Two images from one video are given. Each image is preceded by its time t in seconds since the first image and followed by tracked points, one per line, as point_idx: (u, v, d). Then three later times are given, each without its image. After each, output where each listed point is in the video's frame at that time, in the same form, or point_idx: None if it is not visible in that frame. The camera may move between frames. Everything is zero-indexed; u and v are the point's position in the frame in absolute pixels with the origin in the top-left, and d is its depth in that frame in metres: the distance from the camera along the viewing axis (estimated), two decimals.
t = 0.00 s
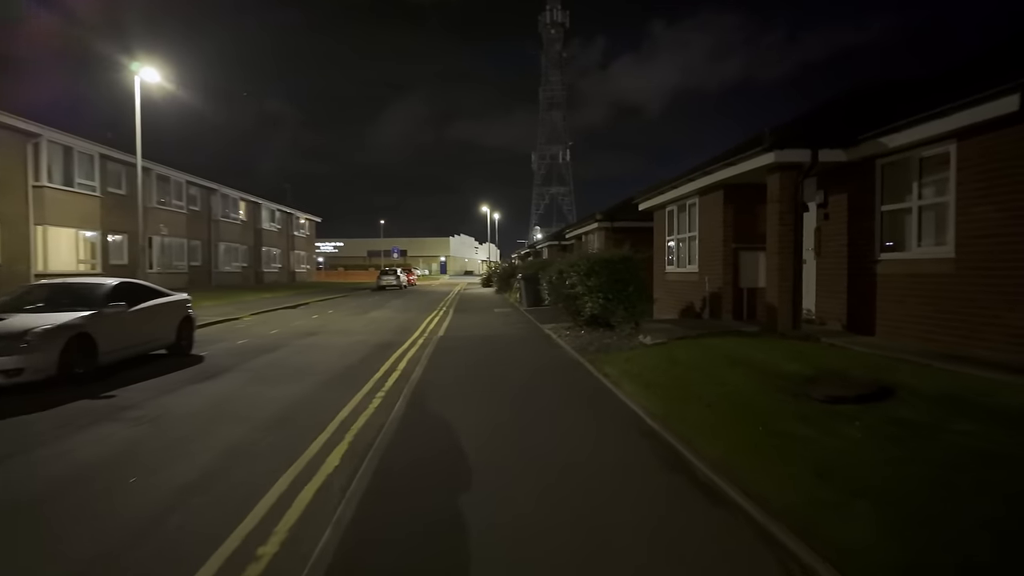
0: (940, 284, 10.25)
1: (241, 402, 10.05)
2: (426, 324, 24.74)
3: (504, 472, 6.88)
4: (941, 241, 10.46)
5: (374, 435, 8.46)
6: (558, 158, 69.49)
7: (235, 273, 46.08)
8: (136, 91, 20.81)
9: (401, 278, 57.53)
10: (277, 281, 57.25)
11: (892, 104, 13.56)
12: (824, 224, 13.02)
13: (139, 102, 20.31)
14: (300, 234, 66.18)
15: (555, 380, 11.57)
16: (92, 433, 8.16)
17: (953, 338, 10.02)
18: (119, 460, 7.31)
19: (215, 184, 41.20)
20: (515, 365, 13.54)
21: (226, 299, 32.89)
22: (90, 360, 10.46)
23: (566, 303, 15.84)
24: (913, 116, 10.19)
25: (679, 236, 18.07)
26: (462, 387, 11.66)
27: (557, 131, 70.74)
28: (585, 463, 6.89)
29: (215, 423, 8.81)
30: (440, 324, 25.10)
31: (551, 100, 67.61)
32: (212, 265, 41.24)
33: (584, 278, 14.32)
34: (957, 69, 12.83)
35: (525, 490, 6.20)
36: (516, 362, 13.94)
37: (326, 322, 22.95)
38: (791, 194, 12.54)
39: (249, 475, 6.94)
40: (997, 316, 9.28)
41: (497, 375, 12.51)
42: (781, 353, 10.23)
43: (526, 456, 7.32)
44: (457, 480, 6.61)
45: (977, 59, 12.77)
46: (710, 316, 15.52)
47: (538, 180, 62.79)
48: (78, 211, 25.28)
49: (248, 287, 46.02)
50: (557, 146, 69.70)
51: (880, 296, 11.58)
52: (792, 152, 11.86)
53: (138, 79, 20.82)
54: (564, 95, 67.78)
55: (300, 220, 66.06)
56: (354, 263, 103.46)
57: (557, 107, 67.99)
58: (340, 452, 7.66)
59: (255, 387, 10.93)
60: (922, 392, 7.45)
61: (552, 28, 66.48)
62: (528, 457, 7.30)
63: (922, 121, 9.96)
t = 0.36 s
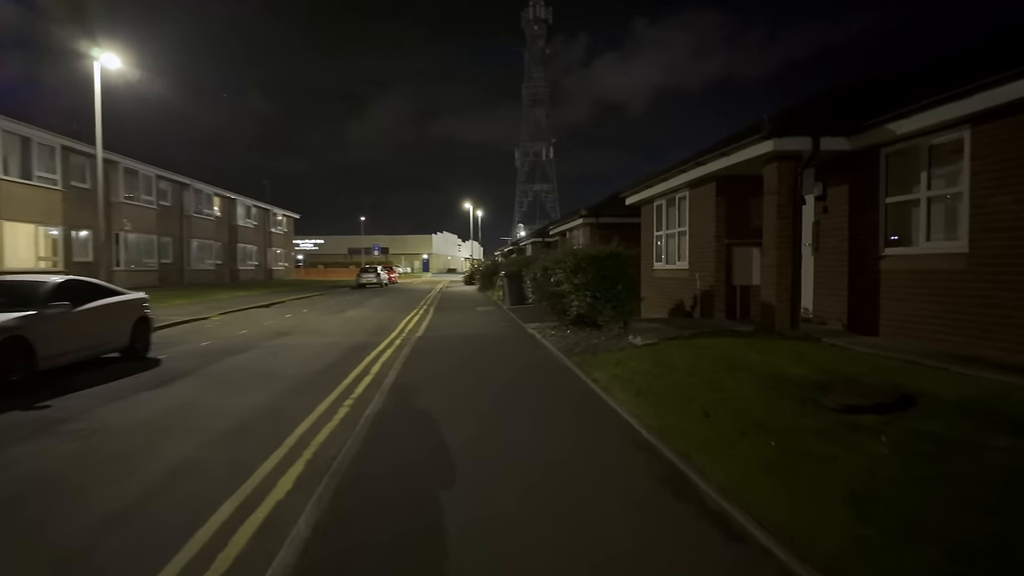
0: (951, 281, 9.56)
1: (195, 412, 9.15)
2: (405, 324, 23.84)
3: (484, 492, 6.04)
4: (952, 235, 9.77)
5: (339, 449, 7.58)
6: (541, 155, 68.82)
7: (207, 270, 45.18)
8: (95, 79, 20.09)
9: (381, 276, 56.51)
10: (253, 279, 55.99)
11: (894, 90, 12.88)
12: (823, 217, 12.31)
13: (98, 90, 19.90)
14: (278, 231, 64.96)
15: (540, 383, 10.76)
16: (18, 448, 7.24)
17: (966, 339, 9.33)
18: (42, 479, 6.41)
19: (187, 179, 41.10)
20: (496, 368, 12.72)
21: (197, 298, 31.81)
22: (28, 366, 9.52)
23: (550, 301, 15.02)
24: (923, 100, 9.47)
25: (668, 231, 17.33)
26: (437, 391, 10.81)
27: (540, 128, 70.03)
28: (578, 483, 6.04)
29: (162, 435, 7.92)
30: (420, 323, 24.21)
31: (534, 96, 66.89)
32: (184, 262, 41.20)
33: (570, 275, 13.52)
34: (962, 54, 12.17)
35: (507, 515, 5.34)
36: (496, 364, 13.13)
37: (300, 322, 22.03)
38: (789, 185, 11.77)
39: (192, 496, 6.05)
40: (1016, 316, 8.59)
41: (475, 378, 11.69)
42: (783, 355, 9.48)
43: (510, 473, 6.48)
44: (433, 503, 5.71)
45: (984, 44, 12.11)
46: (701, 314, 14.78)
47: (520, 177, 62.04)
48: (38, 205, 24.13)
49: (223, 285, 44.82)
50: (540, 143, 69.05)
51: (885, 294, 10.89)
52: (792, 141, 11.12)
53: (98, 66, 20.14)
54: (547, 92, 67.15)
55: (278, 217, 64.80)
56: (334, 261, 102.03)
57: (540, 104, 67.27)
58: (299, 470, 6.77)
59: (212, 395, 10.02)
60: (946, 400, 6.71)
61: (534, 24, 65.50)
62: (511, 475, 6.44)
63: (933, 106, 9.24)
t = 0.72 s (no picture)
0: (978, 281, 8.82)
1: (148, 432, 8.34)
2: (389, 323, 22.96)
3: (465, 535, 5.19)
4: (978, 232, 9.03)
5: (305, 476, 6.70)
6: (529, 150, 68.03)
7: (184, 268, 44.22)
8: (58, 65, 19.20)
9: (367, 272, 55.54)
10: (235, 276, 54.85)
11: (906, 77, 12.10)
12: (833, 212, 11.54)
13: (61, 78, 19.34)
14: (261, 227, 63.87)
15: (531, 392, 9.93)
16: None
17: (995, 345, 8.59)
18: None
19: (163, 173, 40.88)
20: (484, 373, 11.89)
21: (174, 297, 30.92)
22: None
23: (542, 300, 14.18)
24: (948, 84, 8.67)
25: (665, 226, 16.52)
26: (421, 400, 9.98)
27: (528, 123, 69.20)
28: (575, 522, 5.25)
29: (100, 469, 7.06)
30: (405, 322, 23.33)
31: (522, 91, 66.07)
32: (162, 260, 41.42)
33: (562, 274, 12.70)
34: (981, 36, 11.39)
35: (490, 564, 4.57)
36: (484, 369, 12.29)
37: (278, 322, 21.21)
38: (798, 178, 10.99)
39: (115, 552, 5.25)
40: None
41: (461, 386, 10.87)
42: (797, 362, 8.69)
43: (495, 506, 5.70)
44: (403, 549, 4.93)
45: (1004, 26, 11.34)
46: (701, 315, 14.01)
47: (508, 173, 61.23)
48: (3, 200, 23.18)
49: (203, 282, 43.75)
50: (528, 139, 68.25)
51: (901, 295, 10.14)
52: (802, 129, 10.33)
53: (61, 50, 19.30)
54: (535, 87, 66.37)
55: (261, 212, 63.68)
56: (320, 257, 100.81)
57: (528, 99, 66.49)
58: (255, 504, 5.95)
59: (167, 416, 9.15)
60: (995, 418, 5.92)
61: (522, 18, 64.45)
62: (498, 508, 5.66)
63: (960, 92, 8.45)
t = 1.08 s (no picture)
0: None
1: (110, 454, 7.52)
2: (382, 324, 22.14)
3: None
4: None
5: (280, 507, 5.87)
6: (526, 147, 67.16)
7: (174, 266, 44.36)
8: (35, 52, 18.30)
9: (361, 270, 54.71)
10: (226, 274, 53.97)
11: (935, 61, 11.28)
12: (858, 208, 10.73)
13: (37, 68, 18.69)
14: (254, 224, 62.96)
15: (533, 404, 9.11)
16: None
17: None
18: None
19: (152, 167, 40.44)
20: (482, 381, 11.08)
21: (161, 296, 30.14)
22: None
23: (543, 302, 13.35)
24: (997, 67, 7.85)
25: (673, 223, 15.69)
26: (413, 413, 9.17)
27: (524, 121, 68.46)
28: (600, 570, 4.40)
29: (52, 495, 6.25)
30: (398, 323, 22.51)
31: (518, 88, 65.37)
32: (151, 257, 40.77)
33: (564, 274, 11.83)
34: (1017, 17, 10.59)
35: None
36: (481, 376, 11.47)
37: (267, 324, 20.43)
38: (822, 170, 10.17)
39: None
40: None
41: (457, 396, 10.06)
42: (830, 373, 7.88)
43: (492, 563, 4.67)
44: None
45: None
46: (712, 317, 13.19)
47: (505, 171, 60.48)
48: None
49: (192, 281, 42.90)
50: (524, 136, 67.36)
51: (937, 299, 9.33)
52: (829, 118, 9.50)
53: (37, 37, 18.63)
54: (531, 83, 65.48)
55: (253, 209, 62.79)
56: (314, 255, 99.82)
57: (524, 96, 65.88)
58: (219, 541, 5.18)
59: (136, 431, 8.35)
60: None
61: (518, 15, 63.62)
62: (500, 551, 4.88)
63: (1012, 74, 7.63)
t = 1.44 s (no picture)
0: None
1: (52, 472, 6.65)
2: (370, 324, 21.27)
3: None
4: None
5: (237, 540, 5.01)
6: (519, 145, 66.42)
7: (160, 265, 43.63)
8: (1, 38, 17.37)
9: (352, 268, 53.76)
10: (213, 273, 52.93)
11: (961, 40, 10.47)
12: (880, 198, 9.92)
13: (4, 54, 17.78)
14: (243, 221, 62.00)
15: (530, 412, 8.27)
16: None
17: None
18: None
19: (134, 163, 39.53)
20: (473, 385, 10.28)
21: (143, 295, 29.34)
22: None
23: (540, 300, 12.51)
24: None
25: (675, 217, 14.87)
26: (397, 424, 8.35)
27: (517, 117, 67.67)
28: None
29: None
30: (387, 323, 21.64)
31: (510, 86, 64.59)
32: (134, 255, 40.09)
33: (563, 270, 10.96)
34: None
35: None
36: (472, 381, 10.63)
37: (250, 324, 19.67)
38: (843, 156, 9.32)
39: None
40: None
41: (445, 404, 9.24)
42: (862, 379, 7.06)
43: (490, 561, 4.40)
44: None
45: None
46: (720, 316, 12.37)
47: (498, 168, 59.69)
48: None
49: (177, 280, 41.92)
50: (517, 133, 66.50)
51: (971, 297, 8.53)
52: (854, 99, 8.65)
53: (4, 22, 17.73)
54: (524, 81, 64.57)
55: (241, 207, 61.74)
56: (304, 253, 98.75)
57: (517, 94, 65.09)
58: None
59: (86, 445, 7.49)
60: None
61: (511, 11, 62.78)
62: None
63: None
